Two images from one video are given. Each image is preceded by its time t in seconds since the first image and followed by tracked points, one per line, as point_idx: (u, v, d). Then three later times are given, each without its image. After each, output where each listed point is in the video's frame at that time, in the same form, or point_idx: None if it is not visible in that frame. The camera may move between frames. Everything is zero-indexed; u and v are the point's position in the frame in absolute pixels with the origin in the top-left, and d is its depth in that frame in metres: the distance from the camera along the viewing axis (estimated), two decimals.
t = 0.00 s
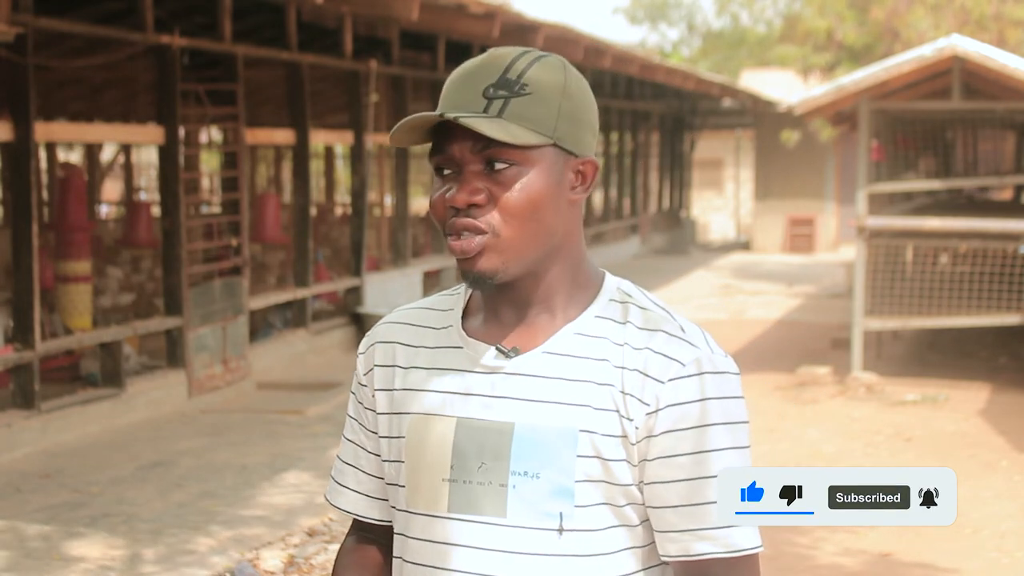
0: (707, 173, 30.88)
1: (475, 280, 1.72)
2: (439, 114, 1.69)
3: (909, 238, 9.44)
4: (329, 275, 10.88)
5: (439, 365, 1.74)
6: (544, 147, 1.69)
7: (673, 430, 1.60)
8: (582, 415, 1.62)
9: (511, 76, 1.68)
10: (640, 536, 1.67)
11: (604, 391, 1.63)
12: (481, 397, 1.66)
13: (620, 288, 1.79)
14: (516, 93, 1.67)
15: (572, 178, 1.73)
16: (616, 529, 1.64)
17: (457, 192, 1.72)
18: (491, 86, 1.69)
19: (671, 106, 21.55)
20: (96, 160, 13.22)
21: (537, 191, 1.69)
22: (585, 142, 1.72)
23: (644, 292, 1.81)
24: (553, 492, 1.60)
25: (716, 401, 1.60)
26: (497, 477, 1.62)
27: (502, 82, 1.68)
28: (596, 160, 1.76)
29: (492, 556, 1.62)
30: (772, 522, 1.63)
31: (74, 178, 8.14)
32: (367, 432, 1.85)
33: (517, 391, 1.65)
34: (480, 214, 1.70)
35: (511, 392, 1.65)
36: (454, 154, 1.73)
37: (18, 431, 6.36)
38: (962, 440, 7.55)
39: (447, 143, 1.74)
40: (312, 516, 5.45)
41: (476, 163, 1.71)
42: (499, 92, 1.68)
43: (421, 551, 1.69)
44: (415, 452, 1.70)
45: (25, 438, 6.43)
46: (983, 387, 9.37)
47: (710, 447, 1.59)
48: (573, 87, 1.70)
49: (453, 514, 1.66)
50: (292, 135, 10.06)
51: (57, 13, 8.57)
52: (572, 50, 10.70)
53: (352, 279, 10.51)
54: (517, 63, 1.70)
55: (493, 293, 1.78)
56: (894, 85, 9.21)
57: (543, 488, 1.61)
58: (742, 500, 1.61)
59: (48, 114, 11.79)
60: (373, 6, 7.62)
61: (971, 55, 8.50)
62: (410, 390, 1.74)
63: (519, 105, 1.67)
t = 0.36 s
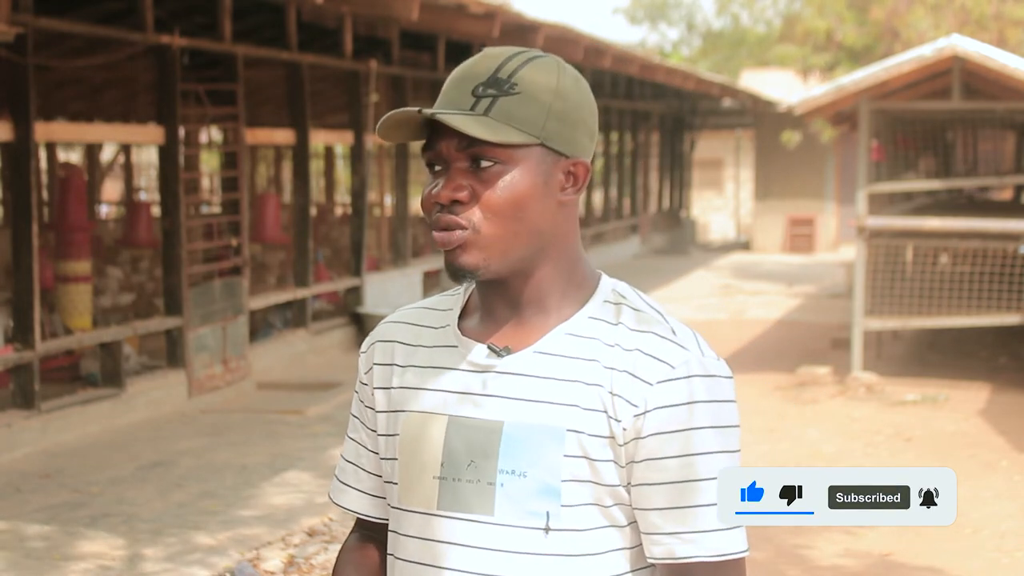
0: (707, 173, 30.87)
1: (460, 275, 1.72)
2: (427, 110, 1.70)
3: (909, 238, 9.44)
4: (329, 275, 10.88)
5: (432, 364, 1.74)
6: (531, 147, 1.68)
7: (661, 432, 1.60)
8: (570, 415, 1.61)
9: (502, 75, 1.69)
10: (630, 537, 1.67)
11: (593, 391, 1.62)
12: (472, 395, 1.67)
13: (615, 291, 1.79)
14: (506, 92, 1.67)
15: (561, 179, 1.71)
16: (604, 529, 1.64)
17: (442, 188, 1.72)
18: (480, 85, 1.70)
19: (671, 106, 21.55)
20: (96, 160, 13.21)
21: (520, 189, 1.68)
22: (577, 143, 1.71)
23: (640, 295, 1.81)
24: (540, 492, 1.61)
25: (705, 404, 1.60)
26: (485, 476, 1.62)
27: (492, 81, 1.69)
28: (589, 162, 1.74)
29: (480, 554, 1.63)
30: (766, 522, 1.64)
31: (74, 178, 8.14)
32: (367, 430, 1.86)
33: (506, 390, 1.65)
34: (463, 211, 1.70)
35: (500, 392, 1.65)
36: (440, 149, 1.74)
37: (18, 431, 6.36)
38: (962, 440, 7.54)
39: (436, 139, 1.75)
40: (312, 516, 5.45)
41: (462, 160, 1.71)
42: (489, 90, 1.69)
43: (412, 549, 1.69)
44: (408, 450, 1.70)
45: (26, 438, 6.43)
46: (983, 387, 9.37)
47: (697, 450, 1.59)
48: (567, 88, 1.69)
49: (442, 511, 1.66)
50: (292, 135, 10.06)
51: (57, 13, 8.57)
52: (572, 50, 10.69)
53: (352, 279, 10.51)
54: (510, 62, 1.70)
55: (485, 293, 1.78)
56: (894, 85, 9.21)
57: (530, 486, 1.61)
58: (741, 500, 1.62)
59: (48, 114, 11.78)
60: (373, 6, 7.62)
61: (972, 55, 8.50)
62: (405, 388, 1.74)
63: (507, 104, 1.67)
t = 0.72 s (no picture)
0: (707, 173, 30.88)
1: (455, 270, 1.71)
2: (427, 104, 1.69)
3: (909, 238, 9.44)
4: (329, 275, 10.88)
5: (426, 363, 1.74)
6: (529, 144, 1.68)
7: (652, 429, 1.60)
8: (561, 413, 1.61)
9: (502, 71, 1.68)
10: (624, 535, 1.67)
11: (585, 389, 1.62)
12: (465, 394, 1.66)
13: (606, 286, 1.80)
14: (506, 88, 1.67)
15: (558, 177, 1.71)
16: (598, 527, 1.64)
17: (439, 182, 1.72)
18: (480, 80, 1.69)
19: (671, 106, 21.55)
20: (96, 160, 13.21)
21: (519, 187, 1.68)
22: (573, 142, 1.71)
23: (630, 291, 1.82)
24: (533, 491, 1.61)
25: (695, 401, 1.61)
26: (478, 475, 1.62)
27: (492, 77, 1.69)
28: (584, 161, 1.74)
29: (475, 554, 1.62)
30: (763, 521, 1.66)
31: (74, 178, 8.13)
32: (362, 428, 1.86)
33: (499, 390, 1.65)
34: (461, 207, 1.69)
35: (492, 391, 1.65)
36: (438, 144, 1.73)
37: (18, 431, 6.36)
38: (962, 440, 7.54)
39: (434, 134, 1.74)
40: (312, 516, 5.45)
41: (460, 155, 1.71)
42: (489, 86, 1.68)
43: (407, 548, 1.69)
44: (401, 449, 1.70)
45: (25, 438, 6.43)
46: (983, 387, 9.37)
47: (686, 447, 1.60)
48: (565, 87, 1.70)
49: (436, 511, 1.66)
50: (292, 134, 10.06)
51: (57, 13, 8.57)
52: (572, 50, 10.69)
53: (352, 279, 10.51)
54: (509, 59, 1.70)
55: (478, 288, 1.78)
56: (894, 85, 9.21)
57: (522, 485, 1.61)
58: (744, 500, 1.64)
59: (48, 114, 11.78)
60: (373, 6, 7.61)
61: (972, 55, 8.50)
62: (398, 387, 1.74)
63: (507, 100, 1.67)
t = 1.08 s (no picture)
0: (707, 173, 30.88)
1: (446, 275, 1.71)
2: (414, 111, 1.69)
3: (909, 238, 9.45)
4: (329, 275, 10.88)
5: (421, 365, 1.74)
6: (519, 147, 1.68)
7: (648, 429, 1.61)
8: (556, 414, 1.61)
9: (490, 74, 1.69)
10: (621, 535, 1.67)
11: (581, 390, 1.62)
12: (460, 397, 1.66)
13: (598, 285, 1.80)
14: (495, 92, 1.67)
15: (549, 178, 1.71)
16: (595, 528, 1.64)
17: (430, 187, 1.72)
18: (469, 84, 1.69)
19: (671, 106, 21.56)
20: (96, 160, 13.21)
21: (510, 190, 1.68)
22: (564, 142, 1.71)
23: (623, 289, 1.82)
24: (530, 492, 1.61)
25: (691, 399, 1.61)
26: (475, 478, 1.62)
27: (481, 80, 1.69)
28: (576, 160, 1.74)
29: (474, 557, 1.62)
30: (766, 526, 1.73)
31: (74, 178, 8.13)
32: (358, 431, 1.86)
33: (495, 392, 1.65)
34: (452, 212, 1.69)
35: (488, 394, 1.65)
36: (428, 148, 1.73)
37: (18, 431, 6.36)
38: (962, 440, 7.55)
39: (423, 139, 1.74)
40: (312, 516, 5.45)
41: (450, 160, 1.71)
42: (478, 90, 1.68)
43: (404, 551, 1.70)
44: (398, 452, 1.70)
45: (25, 438, 6.43)
46: (983, 387, 9.37)
47: (684, 445, 1.61)
48: (555, 88, 1.69)
49: (433, 514, 1.66)
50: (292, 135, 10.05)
51: (57, 13, 8.57)
52: (572, 50, 10.70)
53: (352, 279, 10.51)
54: (497, 60, 1.70)
55: (469, 292, 1.78)
56: (894, 85, 9.21)
57: (519, 488, 1.61)
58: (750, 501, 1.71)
59: (48, 114, 11.78)
60: (373, 6, 7.61)
61: (972, 55, 8.50)
62: (394, 390, 1.74)
63: (497, 104, 1.67)
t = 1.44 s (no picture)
0: (708, 173, 30.89)
1: (452, 277, 1.71)
2: (422, 113, 1.68)
3: (909, 238, 9.45)
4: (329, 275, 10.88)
5: (419, 366, 1.74)
6: (526, 150, 1.68)
7: (648, 431, 1.61)
8: (556, 416, 1.61)
9: (497, 75, 1.68)
10: (620, 537, 1.67)
11: (580, 391, 1.62)
12: (459, 397, 1.67)
13: (598, 286, 1.80)
14: (502, 93, 1.67)
15: (552, 180, 1.72)
16: (594, 530, 1.64)
17: (436, 189, 1.71)
18: (476, 85, 1.69)
19: (671, 107, 21.56)
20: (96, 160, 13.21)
21: (517, 193, 1.69)
22: (568, 143, 1.72)
23: (622, 289, 1.82)
24: (529, 493, 1.61)
25: (691, 401, 1.61)
26: (474, 479, 1.63)
27: (487, 81, 1.68)
28: (578, 162, 1.75)
29: (472, 558, 1.62)
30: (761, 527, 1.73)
31: (74, 179, 8.13)
32: (355, 434, 1.86)
33: (496, 394, 1.65)
34: (459, 214, 1.69)
35: (488, 395, 1.65)
36: (435, 151, 1.73)
37: (18, 432, 6.37)
38: (962, 440, 7.54)
39: (428, 140, 1.74)
40: (312, 516, 5.45)
41: (457, 162, 1.71)
42: (485, 91, 1.68)
43: (402, 552, 1.69)
44: (396, 452, 1.70)
45: (26, 439, 6.44)
46: (983, 387, 9.36)
47: (684, 447, 1.60)
48: (559, 89, 1.70)
49: (431, 516, 1.66)
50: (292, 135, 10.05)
51: (57, 13, 8.57)
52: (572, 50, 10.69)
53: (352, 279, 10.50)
54: (502, 62, 1.70)
55: (471, 293, 1.77)
56: (894, 85, 9.20)
57: (518, 489, 1.61)
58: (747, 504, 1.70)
59: (48, 114, 11.78)
60: (372, 6, 7.60)
61: (972, 55, 8.50)
62: (392, 392, 1.74)
63: (504, 105, 1.67)
